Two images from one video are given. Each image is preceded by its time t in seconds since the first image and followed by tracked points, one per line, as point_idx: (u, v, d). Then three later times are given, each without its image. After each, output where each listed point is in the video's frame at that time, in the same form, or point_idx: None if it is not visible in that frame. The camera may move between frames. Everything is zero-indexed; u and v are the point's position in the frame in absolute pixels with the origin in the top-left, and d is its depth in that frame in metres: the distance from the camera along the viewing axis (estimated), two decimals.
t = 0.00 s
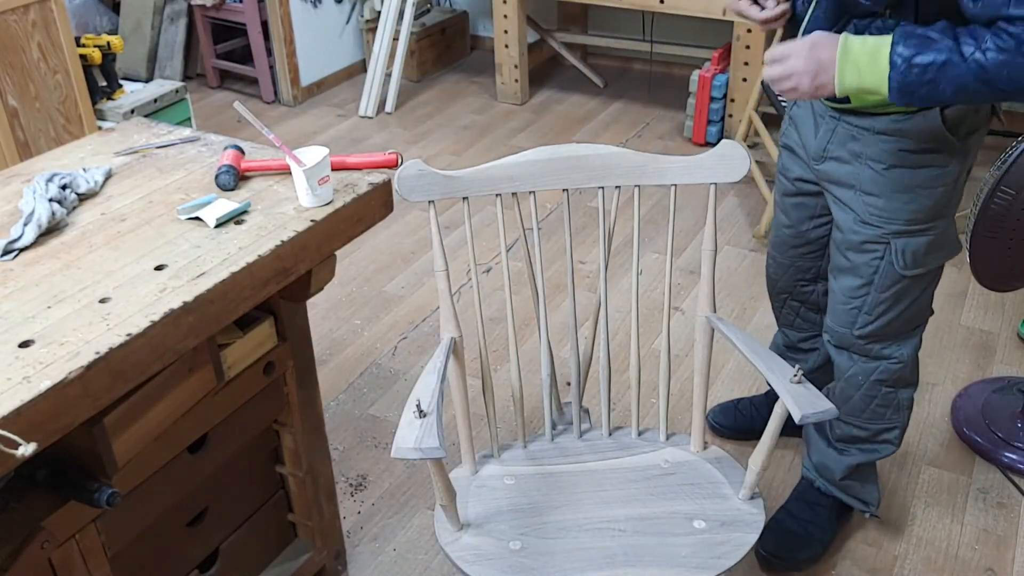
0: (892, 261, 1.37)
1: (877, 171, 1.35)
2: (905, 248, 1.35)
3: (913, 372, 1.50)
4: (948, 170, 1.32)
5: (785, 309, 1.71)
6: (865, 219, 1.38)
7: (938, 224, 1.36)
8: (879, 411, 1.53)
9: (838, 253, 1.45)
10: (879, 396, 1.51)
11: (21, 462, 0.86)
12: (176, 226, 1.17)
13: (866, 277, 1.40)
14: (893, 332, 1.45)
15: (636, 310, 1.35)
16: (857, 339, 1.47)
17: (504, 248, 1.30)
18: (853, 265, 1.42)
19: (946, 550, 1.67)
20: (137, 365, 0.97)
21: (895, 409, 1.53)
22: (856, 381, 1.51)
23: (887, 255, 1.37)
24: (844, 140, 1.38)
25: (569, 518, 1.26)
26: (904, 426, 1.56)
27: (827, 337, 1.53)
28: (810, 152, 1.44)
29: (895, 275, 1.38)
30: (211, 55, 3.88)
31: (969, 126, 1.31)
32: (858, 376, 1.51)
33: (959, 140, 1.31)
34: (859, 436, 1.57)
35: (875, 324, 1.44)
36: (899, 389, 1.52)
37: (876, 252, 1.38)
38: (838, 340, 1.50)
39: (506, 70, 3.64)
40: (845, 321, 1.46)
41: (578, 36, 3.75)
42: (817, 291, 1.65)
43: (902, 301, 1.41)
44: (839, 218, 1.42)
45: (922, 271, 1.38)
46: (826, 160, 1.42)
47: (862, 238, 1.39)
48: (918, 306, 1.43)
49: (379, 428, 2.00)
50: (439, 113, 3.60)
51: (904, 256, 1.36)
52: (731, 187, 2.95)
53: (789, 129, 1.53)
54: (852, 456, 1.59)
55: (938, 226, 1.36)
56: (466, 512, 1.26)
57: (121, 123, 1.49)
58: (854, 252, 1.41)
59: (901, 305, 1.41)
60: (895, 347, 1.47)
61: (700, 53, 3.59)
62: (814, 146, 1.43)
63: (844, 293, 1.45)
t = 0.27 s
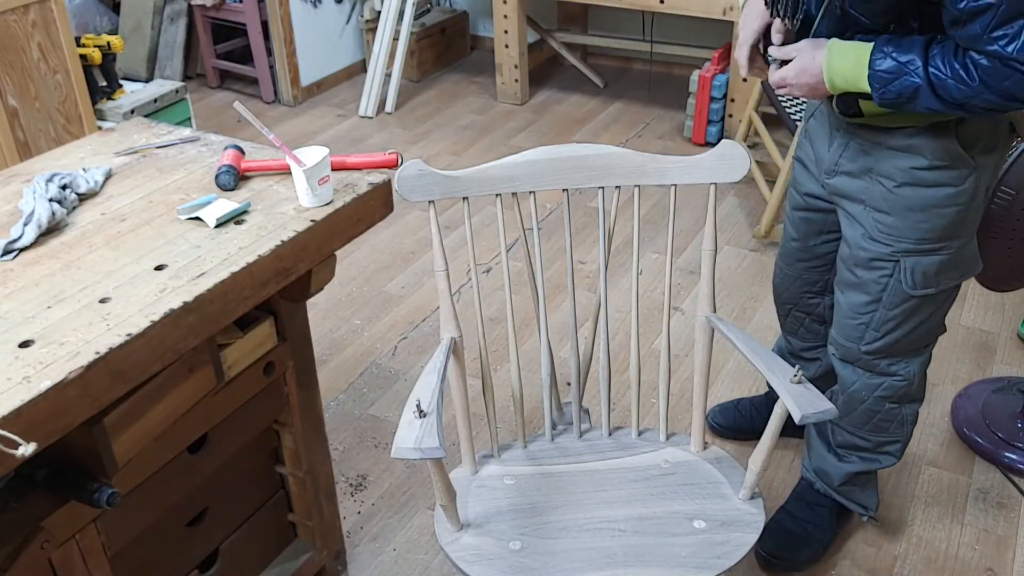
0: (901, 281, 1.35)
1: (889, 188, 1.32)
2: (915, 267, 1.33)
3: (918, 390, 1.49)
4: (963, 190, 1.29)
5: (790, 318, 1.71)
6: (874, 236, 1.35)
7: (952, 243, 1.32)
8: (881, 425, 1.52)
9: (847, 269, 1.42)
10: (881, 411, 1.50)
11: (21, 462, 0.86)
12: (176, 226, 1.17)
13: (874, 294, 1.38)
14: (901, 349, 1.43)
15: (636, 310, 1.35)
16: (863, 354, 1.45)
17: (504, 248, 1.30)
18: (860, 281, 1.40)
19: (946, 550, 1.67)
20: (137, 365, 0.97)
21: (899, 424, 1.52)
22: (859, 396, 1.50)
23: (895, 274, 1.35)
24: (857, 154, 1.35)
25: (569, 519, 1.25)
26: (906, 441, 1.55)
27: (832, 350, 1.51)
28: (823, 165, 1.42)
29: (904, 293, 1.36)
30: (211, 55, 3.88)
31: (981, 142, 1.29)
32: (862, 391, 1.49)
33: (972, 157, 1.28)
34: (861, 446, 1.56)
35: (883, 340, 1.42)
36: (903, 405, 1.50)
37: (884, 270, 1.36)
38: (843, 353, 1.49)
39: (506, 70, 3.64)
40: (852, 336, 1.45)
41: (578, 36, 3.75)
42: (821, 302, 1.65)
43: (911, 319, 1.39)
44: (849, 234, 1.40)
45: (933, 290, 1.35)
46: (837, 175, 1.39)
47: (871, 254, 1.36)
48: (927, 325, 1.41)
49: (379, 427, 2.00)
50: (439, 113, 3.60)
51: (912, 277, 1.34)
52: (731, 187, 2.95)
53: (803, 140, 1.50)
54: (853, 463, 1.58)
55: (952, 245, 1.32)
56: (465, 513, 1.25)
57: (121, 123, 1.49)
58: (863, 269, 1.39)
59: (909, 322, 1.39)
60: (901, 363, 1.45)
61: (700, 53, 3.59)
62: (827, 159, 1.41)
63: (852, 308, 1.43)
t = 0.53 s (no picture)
0: (907, 288, 1.35)
1: (895, 195, 1.32)
2: (921, 275, 1.33)
3: (921, 395, 1.49)
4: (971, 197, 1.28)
5: (793, 321, 1.71)
6: (881, 242, 1.35)
7: (960, 251, 1.32)
8: (883, 429, 1.52)
9: (852, 274, 1.42)
10: (885, 416, 1.50)
11: (21, 462, 0.86)
12: (176, 226, 1.17)
13: (880, 300, 1.38)
14: (905, 354, 1.43)
15: (636, 311, 1.35)
16: (868, 359, 1.45)
17: (503, 248, 1.30)
18: (866, 287, 1.40)
19: (946, 550, 1.67)
20: (137, 365, 0.97)
21: (901, 429, 1.52)
22: (862, 400, 1.50)
23: (901, 281, 1.35)
24: (863, 161, 1.35)
25: (570, 519, 1.25)
26: (907, 445, 1.55)
27: (836, 353, 1.51)
28: (829, 172, 1.42)
29: (909, 300, 1.36)
30: (211, 55, 3.88)
31: (991, 152, 1.28)
32: (866, 395, 1.49)
33: (981, 165, 1.28)
34: (862, 448, 1.56)
35: (888, 345, 1.42)
36: (906, 410, 1.50)
37: (890, 277, 1.36)
38: (847, 358, 1.48)
39: (506, 70, 3.64)
40: (857, 341, 1.45)
41: (578, 36, 3.75)
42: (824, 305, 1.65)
43: (916, 325, 1.39)
44: (854, 239, 1.40)
45: (939, 297, 1.35)
46: (844, 181, 1.39)
47: (877, 261, 1.36)
48: (932, 331, 1.41)
49: (379, 427, 2.00)
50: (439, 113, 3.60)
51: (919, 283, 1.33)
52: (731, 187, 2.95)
53: (810, 146, 1.50)
54: (854, 465, 1.58)
55: (959, 253, 1.32)
56: (466, 514, 1.25)
57: (121, 123, 1.49)
58: (868, 275, 1.39)
59: (914, 328, 1.39)
60: (905, 369, 1.45)
61: (701, 54, 3.59)
62: (834, 166, 1.40)
63: (857, 314, 1.43)
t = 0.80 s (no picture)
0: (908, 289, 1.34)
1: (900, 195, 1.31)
2: (924, 276, 1.31)
3: (923, 393, 1.49)
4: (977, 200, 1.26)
5: (794, 314, 1.71)
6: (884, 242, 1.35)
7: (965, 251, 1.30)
8: (885, 427, 1.52)
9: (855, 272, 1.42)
10: (886, 414, 1.50)
11: (21, 462, 0.86)
12: (176, 226, 1.17)
13: (882, 300, 1.38)
14: (907, 353, 1.43)
15: (637, 310, 1.35)
16: (870, 358, 1.45)
17: (503, 248, 1.30)
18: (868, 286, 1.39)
19: (946, 550, 1.67)
20: (137, 365, 0.97)
21: (903, 427, 1.52)
22: (864, 398, 1.50)
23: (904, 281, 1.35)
24: (870, 159, 1.34)
25: (570, 518, 1.25)
26: (909, 443, 1.55)
27: (838, 351, 1.51)
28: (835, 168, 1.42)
29: (912, 301, 1.35)
30: (211, 55, 3.88)
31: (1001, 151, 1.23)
32: (868, 393, 1.49)
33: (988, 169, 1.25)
34: (863, 448, 1.56)
35: (890, 345, 1.42)
36: (908, 408, 1.50)
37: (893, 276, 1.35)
38: (850, 356, 1.49)
39: (506, 70, 3.63)
40: (859, 340, 1.45)
41: (578, 36, 3.75)
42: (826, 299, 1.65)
43: (918, 325, 1.38)
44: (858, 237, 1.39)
45: (942, 297, 1.34)
46: (850, 178, 1.39)
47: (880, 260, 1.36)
48: (934, 330, 1.40)
49: (379, 427, 2.00)
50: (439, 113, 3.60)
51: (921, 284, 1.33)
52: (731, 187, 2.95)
53: (818, 137, 1.49)
54: (855, 465, 1.58)
55: (964, 254, 1.30)
56: (465, 513, 1.25)
57: (121, 123, 1.49)
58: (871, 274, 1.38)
59: (916, 327, 1.39)
60: (907, 367, 1.45)
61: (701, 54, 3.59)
62: (840, 163, 1.40)
63: (859, 313, 1.42)
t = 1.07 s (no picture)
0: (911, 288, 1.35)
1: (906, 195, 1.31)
2: (925, 276, 1.33)
3: (924, 391, 1.48)
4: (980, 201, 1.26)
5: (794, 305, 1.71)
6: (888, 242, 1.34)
7: (965, 253, 1.31)
8: (886, 426, 1.52)
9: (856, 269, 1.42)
10: (887, 412, 1.50)
11: (21, 462, 0.86)
12: (175, 226, 1.17)
13: (884, 298, 1.37)
14: (907, 351, 1.43)
15: (636, 310, 1.35)
16: (870, 355, 1.45)
17: (503, 248, 1.30)
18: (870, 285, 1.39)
19: (946, 550, 1.67)
20: (136, 364, 0.97)
21: (903, 425, 1.52)
22: (866, 395, 1.50)
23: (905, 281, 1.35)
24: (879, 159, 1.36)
25: (569, 518, 1.26)
26: (910, 442, 1.55)
27: (840, 348, 1.51)
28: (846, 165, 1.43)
29: (913, 300, 1.36)
30: (211, 55, 3.88)
31: (1002, 158, 1.23)
32: (870, 390, 1.49)
33: (989, 171, 1.24)
34: (864, 447, 1.56)
35: (890, 343, 1.42)
36: (909, 407, 1.50)
37: (896, 276, 1.35)
38: (851, 353, 1.48)
39: (506, 70, 3.64)
40: (861, 338, 1.44)
41: (578, 36, 3.75)
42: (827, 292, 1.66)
43: (919, 324, 1.39)
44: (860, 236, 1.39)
45: (942, 298, 1.35)
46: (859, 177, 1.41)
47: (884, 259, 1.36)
48: (934, 330, 1.40)
49: (380, 427, 2.00)
50: (439, 114, 3.60)
51: (923, 284, 1.33)
52: (731, 187, 2.95)
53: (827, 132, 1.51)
54: (856, 466, 1.58)
55: (964, 256, 1.31)
56: (464, 512, 1.25)
57: (121, 123, 1.49)
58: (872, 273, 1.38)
59: (917, 327, 1.39)
60: (906, 365, 1.45)
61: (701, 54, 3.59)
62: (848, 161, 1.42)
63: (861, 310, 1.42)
